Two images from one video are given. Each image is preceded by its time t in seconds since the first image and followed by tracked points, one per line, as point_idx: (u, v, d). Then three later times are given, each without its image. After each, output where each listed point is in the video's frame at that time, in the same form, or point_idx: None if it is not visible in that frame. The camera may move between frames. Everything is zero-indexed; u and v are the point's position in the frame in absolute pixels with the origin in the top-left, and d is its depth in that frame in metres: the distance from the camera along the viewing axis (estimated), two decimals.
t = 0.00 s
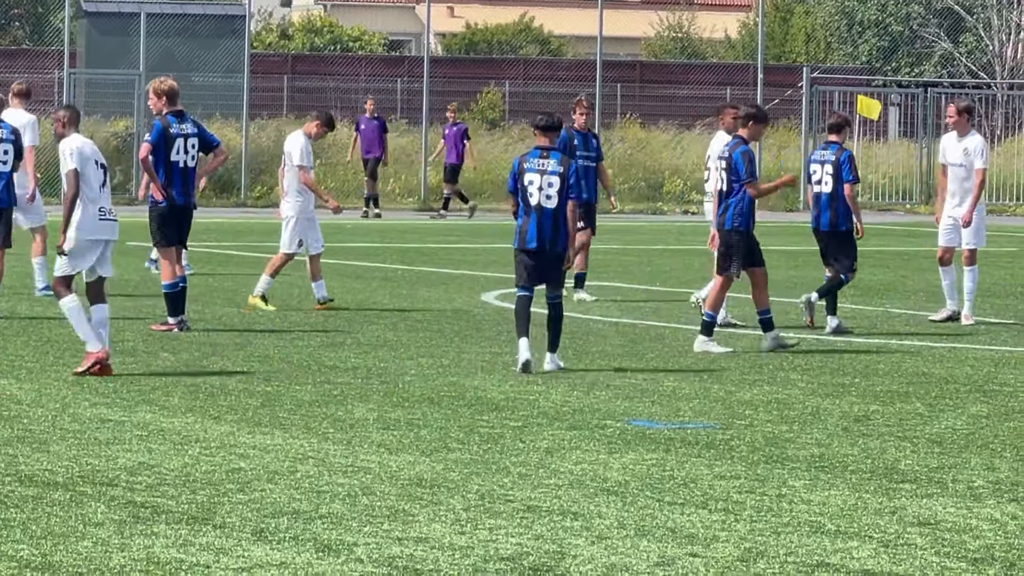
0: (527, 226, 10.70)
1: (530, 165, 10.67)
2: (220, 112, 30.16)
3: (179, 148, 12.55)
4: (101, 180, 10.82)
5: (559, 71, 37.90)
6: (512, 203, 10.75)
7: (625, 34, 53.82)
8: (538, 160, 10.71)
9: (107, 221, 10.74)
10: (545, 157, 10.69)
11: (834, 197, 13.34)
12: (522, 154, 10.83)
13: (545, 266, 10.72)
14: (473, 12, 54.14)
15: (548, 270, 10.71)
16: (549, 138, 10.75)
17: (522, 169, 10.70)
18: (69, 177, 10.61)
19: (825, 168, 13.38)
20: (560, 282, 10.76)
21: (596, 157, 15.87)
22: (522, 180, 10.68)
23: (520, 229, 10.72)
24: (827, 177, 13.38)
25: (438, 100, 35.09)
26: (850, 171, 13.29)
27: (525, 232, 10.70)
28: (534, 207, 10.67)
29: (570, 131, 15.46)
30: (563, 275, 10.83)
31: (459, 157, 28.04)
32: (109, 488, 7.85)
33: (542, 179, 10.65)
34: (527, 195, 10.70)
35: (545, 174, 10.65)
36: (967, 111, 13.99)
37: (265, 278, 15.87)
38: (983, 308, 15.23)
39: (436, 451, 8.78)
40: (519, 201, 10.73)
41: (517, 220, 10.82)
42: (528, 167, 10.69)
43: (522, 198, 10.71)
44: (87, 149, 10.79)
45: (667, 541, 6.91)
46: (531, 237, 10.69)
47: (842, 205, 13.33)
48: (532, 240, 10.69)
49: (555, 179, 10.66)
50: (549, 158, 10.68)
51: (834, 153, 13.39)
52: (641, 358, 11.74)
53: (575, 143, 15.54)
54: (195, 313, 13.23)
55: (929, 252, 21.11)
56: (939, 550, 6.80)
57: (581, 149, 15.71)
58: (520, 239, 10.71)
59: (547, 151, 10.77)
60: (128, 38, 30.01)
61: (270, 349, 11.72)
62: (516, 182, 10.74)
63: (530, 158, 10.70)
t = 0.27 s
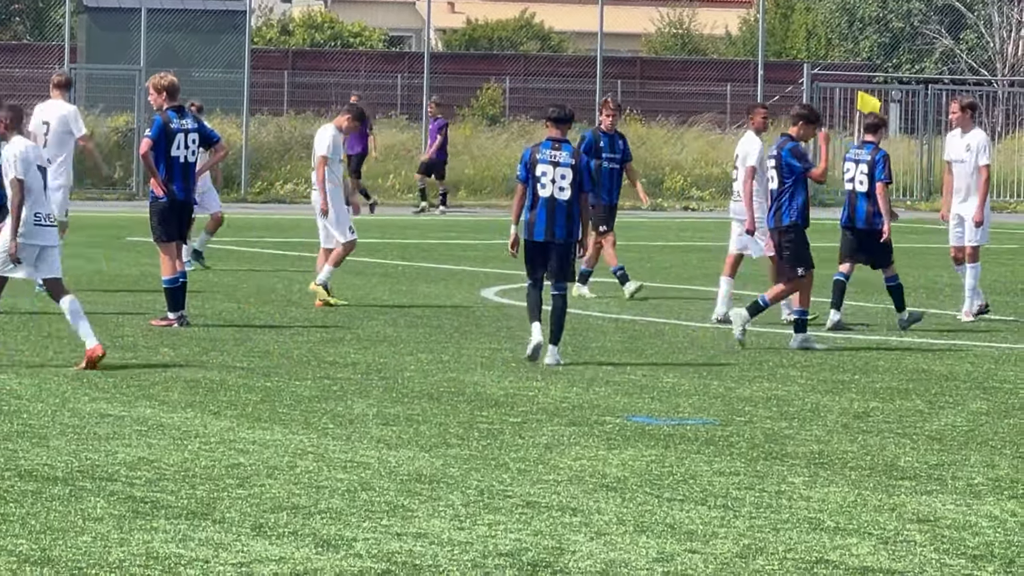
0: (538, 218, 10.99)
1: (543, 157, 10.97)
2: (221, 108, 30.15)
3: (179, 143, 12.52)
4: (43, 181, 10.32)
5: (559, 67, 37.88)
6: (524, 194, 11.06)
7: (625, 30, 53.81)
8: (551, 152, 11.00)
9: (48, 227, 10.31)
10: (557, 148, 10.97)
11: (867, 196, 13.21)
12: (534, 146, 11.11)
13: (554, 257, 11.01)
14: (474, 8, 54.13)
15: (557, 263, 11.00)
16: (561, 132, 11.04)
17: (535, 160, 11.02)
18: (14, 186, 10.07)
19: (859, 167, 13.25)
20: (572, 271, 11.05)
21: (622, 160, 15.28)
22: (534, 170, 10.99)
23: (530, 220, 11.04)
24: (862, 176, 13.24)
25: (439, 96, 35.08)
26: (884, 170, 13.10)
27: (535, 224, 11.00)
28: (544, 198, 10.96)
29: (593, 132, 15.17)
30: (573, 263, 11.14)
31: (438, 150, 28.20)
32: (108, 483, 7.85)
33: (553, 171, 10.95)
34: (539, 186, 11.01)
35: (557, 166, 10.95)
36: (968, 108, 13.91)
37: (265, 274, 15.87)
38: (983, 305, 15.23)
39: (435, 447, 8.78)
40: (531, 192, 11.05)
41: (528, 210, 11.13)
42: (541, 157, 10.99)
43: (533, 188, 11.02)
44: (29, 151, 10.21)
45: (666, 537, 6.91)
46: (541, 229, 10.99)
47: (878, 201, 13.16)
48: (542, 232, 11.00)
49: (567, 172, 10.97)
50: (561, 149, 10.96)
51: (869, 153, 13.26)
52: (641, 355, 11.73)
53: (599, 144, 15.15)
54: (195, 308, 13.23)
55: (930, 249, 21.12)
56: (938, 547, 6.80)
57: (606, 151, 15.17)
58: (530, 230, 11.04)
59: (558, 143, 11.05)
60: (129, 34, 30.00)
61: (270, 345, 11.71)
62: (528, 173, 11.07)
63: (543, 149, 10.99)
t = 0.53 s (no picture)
0: (541, 219, 11.03)
1: (546, 160, 11.06)
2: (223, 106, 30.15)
3: (181, 142, 12.62)
4: None
5: (562, 66, 37.89)
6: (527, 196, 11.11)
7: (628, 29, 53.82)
8: (555, 155, 11.09)
9: None
10: (560, 151, 11.06)
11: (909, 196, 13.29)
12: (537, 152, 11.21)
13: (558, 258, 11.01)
14: (476, 6, 54.15)
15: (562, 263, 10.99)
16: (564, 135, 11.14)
17: (538, 163, 11.11)
18: None
19: (899, 166, 13.37)
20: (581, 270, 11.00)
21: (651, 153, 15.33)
22: (537, 173, 11.08)
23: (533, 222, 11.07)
24: (902, 175, 13.34)
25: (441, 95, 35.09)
26: (927, 171, 13.20)
27: (538, 225, 11.03)
28: (547, 200, 11.03)
29: (620, 132, 15.09)
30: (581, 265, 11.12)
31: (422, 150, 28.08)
32: (110, 481, 7.85)
33: (556, 173, 11.03)
34: (542, 188, 11.09)
35: (561, 168, 11.03)
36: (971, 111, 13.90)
37: (268, 272, 15.87)
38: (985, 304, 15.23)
39: (438, 446, 8.78)
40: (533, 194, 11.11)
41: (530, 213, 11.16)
42: (544, 161, 11.07)
43: (536, 191, 11.09)
44: None
45: (668, 536, 6.91)
46: (545, 230, 11.01)
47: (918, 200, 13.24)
48: (545, 234, 11.02)
49: (570, 174, 11.03)
50: (565, 152, 11.05)
51: (910, 152, 13.37)
52: (643, 354, 11.72)
53: (627, 144, 15.11)
54: (197, 307, 13.23)
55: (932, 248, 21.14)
56: (940, 547, 6.80)
57: (635, 149, 15.16)
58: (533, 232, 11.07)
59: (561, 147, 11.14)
60: (131, 31, 30.01)
61: (272, 343, 11.71)
62: (532, 177, 11.14)
63: (546, 152, 11.08)
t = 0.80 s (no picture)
0: (545, 218, 11.04)
1: (547, 158, 11.06)
2: (224, 105, 30.14)
3: (185, 142, 12.69)
4: None
5: (564, 66, 37.91)
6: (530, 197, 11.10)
7: (630, 30, 53.86)
8: (554, 152, 11.09)
9: None
10: (560, 148, 11.07)
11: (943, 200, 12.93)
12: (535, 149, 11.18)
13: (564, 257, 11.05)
14: (478, 7, 54.24)
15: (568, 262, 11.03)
16: (561, 132, 11.14)
17: (538, 162, 11.10)
18: None
19: (934, 169, 12.94)
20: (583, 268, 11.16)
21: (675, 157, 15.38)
22: (538, 172, 11.08)
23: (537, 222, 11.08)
24: (936, 177, 12.95)
25: (442, 95, 35.10)
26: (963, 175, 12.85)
27: (543, 224, 11.05)
28: (551, 199, 11.04)
29: (643, 132, 15.20)
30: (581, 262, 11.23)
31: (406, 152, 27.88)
32: (112, 481, 7.86)
33: (558, 171, 11.04)
34: (544, 187, 11.10)
35: (562, 166, 11.04)
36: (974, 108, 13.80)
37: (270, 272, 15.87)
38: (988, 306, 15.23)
39: (440, 447, 8.79)
40: (535, 194, 11.12)
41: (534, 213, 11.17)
42: (544, 159, 11.07)
43: (538, 190, 11.10)
44: None
45: (670, 537, 6.92)
46: (550, 229, 11.03)
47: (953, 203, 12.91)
48: (549, 233, 11.04)
49: (572, 170, 11.06)
50: (564, 149, 11.05)
51: (945, 155, 12.90)
52: (644, 355, 11.72)
53: (650, 144, 15.19)
54: (199, 306, 13.23)
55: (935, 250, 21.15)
56: (942, 548, 6.80)
57: (658, 150, 15.23)
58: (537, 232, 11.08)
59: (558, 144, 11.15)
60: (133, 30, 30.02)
61: (273, 343, 11.71)
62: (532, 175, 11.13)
63: (546, 150, 11.08)
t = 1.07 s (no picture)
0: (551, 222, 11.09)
1: (555, 163, 11.12)
2: (227, 109, 30.16)
3: (188, 146, 12.55)
4: None
5: (567, 71, 37.92)
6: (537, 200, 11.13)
7: (633, 35, 53.89)
8: (561, 158, 11.16)
9: None
10: (568, 154, 11.14)
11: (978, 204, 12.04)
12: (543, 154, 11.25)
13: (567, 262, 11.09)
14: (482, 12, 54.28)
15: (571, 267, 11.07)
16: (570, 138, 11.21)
17: (546, 166, 11.16)
18: None
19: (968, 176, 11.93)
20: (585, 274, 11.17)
21: (705, 162, 15.07)
22: (546, 176, 11.12)
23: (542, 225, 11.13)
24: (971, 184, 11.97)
25: (445, 99, 35.12)
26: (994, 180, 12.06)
27: (548, 228, 11.09)
28: (558, 203, 11.08)
29: (671, 136, 15.07)
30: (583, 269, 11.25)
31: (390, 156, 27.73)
32: (115, 485, 7.86)
33: (565, 176, 11.09)
34: (551, 191, 11.14)
35: (569, 171, 11.09)
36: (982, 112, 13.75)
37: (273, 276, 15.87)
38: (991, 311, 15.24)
39: (443, 451, 8.79)
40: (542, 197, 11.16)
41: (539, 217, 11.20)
42: (552, 164, 11.13)
43: (545, 194, 11.14)
44: None
45: (673, 542, 6.92)
46: (555, 233, 11.07)
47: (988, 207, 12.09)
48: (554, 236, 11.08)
49: (579, 177, 11.11)
50: (572, 155, 11.13)
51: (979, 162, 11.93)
52: (647, 360, 11.72)
53: (677, 148, 15.03)
54: (202, 311, 13.24)
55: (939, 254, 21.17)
56: (944, 554, 6.80)
57: (685, 154, 15.01)
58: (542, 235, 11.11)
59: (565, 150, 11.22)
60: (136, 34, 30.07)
61: (276, 347, 11.71)
62: (539, 179, 11.19)
63: (554, 156, 11.14)
